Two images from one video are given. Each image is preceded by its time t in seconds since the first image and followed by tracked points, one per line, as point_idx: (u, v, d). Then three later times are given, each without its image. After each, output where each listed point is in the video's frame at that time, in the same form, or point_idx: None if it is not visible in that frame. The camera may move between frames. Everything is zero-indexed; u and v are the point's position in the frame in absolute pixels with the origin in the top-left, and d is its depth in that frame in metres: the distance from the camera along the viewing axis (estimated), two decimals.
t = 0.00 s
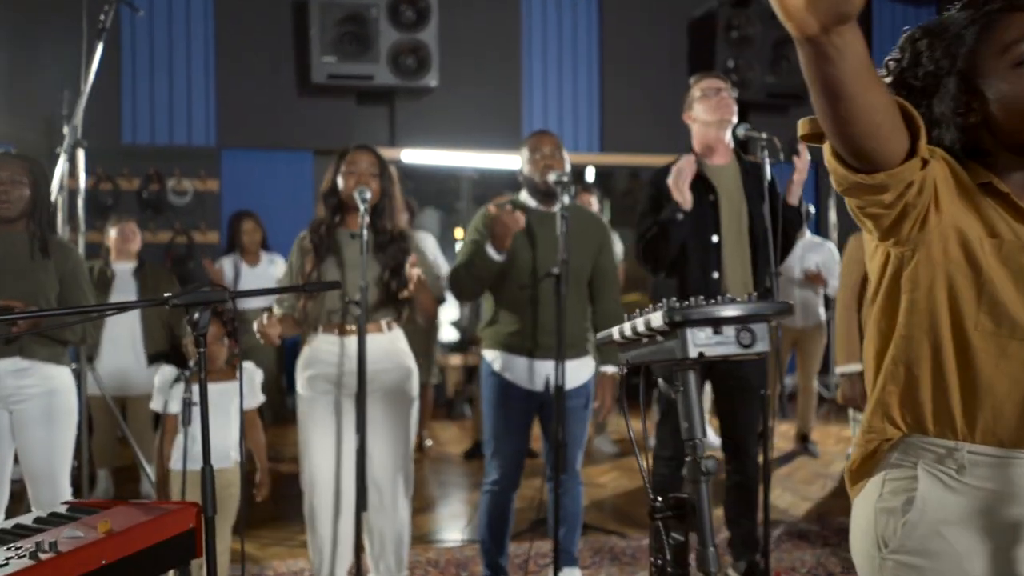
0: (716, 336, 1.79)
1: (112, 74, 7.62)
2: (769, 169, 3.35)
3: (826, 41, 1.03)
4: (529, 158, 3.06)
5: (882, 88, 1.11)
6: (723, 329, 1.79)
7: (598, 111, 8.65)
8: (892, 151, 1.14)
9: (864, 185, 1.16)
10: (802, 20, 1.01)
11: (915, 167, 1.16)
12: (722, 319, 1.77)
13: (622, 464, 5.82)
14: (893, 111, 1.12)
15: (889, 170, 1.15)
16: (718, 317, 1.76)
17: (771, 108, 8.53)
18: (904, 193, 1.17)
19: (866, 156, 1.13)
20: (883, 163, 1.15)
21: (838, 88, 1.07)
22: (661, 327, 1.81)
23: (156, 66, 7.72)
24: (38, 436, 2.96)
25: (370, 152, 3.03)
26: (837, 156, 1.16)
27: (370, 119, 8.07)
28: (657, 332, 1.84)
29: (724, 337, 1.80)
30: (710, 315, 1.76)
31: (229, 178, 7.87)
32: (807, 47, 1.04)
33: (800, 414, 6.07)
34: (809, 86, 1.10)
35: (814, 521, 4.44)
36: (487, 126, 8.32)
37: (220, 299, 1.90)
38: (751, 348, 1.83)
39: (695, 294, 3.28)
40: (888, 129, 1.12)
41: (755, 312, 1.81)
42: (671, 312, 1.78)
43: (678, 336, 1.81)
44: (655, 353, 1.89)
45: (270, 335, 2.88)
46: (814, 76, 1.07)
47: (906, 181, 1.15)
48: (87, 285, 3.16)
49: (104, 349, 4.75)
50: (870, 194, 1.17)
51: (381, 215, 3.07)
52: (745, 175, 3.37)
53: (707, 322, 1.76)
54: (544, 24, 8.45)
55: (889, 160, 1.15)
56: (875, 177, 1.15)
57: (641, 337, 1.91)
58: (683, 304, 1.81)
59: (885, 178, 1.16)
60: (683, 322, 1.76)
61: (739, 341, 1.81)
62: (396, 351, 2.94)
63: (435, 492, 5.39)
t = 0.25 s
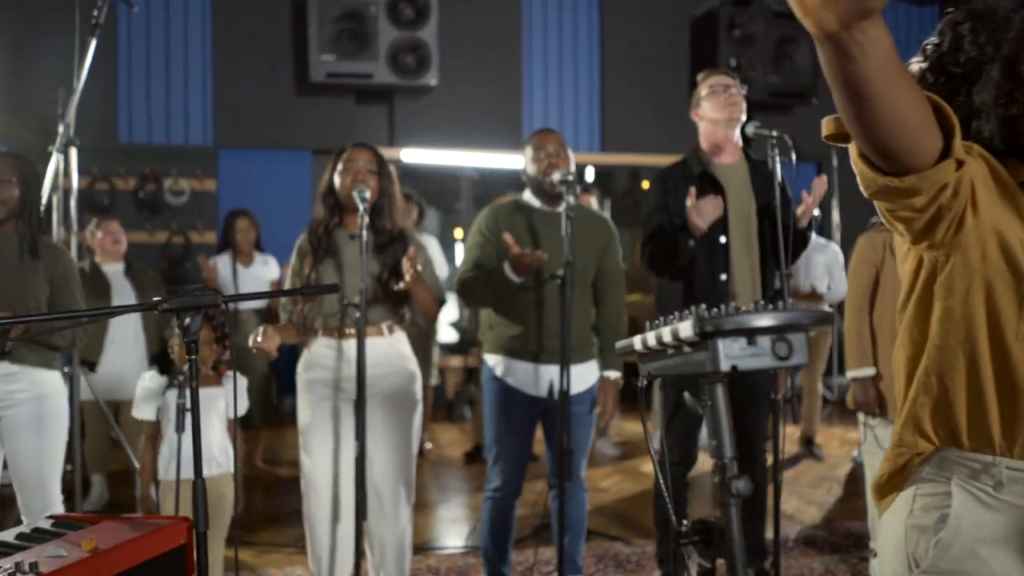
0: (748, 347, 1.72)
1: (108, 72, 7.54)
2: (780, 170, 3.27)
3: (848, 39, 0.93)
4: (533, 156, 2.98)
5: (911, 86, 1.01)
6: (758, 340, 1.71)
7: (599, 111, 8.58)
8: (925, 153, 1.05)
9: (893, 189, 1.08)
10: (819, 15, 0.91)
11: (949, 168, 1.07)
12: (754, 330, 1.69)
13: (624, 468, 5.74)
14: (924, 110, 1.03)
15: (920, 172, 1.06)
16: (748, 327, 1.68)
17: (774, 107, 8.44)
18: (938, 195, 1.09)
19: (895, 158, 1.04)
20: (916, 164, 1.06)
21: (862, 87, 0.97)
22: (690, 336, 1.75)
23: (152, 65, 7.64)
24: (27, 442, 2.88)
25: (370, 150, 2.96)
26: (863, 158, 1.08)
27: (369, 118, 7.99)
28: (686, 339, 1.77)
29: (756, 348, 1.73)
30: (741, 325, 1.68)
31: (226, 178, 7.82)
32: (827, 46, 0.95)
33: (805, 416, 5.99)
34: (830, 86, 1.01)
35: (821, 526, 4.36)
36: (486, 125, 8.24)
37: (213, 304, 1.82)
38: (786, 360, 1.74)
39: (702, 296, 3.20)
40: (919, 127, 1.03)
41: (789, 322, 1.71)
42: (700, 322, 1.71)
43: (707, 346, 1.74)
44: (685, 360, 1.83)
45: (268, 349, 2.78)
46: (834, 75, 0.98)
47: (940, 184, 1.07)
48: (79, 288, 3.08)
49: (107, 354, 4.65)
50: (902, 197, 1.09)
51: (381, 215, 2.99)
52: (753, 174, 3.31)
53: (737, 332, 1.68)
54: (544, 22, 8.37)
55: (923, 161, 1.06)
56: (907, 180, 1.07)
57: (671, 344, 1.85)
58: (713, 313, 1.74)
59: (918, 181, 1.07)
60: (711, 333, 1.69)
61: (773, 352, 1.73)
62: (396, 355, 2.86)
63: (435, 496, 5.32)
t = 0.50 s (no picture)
0: (797, 368, 1.19)
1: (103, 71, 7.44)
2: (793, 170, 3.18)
3: (884, 35, 0.82)
4: (537, 153, 2.87)
5: (953, 82, 0.90)
6: (808, 357, 1.19)
7: (600, 110, 8.48)
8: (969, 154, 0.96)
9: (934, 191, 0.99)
10: (851, 9, 0.80)
11: (999, 169, 0.98)
12: (803, 346, 1.17)
13: (627, 473, 5.64)
14: (968, 107, 0.92)
15: (966, 175, 0.97)
16: (798, 343, 1.17)
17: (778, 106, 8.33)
18: (984, 200, 1.01)
19: (937, 162, 0.95)
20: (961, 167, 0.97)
21: (899, 89, 0.86)
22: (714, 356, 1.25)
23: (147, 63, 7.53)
24: (12, 451, 2.78)
25: (368, 147, 2.85)
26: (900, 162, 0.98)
27: (368, 117, 7.88)
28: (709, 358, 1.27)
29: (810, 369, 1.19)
30: (787, 340, 1.17)
31: (223, 177, 7.73)
32: (859, 45, 0.83)
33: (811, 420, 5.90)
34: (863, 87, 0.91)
35: (829, 534, 4.27)
36: (486, 125, 8.14)
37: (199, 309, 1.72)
38: (846, 382, 1.21)
39: (711, 299, 3.10)
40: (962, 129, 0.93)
41: (851, 331, 1.18)
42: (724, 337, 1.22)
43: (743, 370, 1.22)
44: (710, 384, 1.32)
45: (263, 354, 2.68)
46: (864, 76, 0.87)
47: (987, 188, 0.98)
48: (66, 291, 2.98)
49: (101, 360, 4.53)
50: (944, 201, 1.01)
51: (382, 215, 2.88)
52: (765, 173, 3.20)
53: (781, 351, 1.17)
54: (545, 21, 8.28)
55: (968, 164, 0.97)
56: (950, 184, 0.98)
57: (694, 363, 1.35)
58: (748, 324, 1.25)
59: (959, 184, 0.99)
60: (745, 353, 1.18)
61: (828, 373, 1.20)
62: (397, 360, 2.75)
63: (434, 503, 5.22)
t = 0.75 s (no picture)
0: (856, 389, 0.90)
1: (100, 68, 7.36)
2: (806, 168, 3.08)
3: None
4: (542, 150, 2.78)
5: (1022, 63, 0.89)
6: (870, 373, 0.90)
7: (603, 109, 8.39)
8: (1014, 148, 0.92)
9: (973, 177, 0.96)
10: None
11: None
12: (863, 363, 0.88)
13: (631, 477, 5.54)
14: None
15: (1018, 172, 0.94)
16: (856, 359, 0.88)
17: (782, 105, 8.24)
18: None
19: (981, 150, 0.92)
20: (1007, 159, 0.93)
21: (961, 51, 0.85)
22: (749, 375, 0.98)
23: (145, 60, 7.45)
24: None
25: (367, 143, 2.75)
26: (947, 150, 0.95)
27: (367, 116, 7.78)
28: (743, 378, 1.00)
29: (873, 390, 0.90)
30: (841, 355, 0.88)
31: (220, 176, 7.63)
32: None
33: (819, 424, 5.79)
34: (919, 47, 0.90)
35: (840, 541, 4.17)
36: (488, 123, 8.04)
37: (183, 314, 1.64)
38: (918, 406, 0.90)
39: (719, 302, 3.01)
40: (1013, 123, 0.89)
41: (922, 343, 0.87)
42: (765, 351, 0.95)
43: (791, 391, 0.94)
44: (741, 407, 1.04)
45: (260, 356, 2.58)
46: (928, 32, 0.86)
47: None
48: (54, 293, 2.89)
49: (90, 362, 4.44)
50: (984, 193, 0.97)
51: (381, 214, 2.79)
52: (775, 171, 3.11)
53: (835, 368, 0.89)
54: (547, 18, 8.19)
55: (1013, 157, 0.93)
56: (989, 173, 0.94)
57: (719, 382, 1.07)
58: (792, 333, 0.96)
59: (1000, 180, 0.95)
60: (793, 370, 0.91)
61: (894, 394, 0.90)
62: (397, 364, 2.66)
63: (434, 508, 5.12)
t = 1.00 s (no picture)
0: (908, 413, 0.82)
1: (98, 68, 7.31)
2: (814, 169, 3.01)
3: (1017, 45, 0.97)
4: (543, 150, 2.71)
5: None
6: (925, 397, 0.82)
7: (604, 109, 8.34)
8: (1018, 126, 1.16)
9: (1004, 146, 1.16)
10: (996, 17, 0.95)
11: None
12: (921, 384, 0.80)
13: (633, 480, 5.48)
14: None
15: None
16: (915, 379, 0.79)
17: (785, 104, 8.17)
18: None
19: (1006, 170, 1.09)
20: None
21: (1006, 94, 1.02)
22: (781, 397, 0.86)
23: (143, 61, 7.40)
24: None
25: (364, 142, 2.69)
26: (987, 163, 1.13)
27: (366, 115, 7.73)
28: (771, 400, 0.88)
29: (928, 411, 0.83)
30: (895, 376, 0.79)
31: (220, 178, 7.50)
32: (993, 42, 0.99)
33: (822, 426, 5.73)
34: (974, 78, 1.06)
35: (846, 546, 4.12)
36: (487, 123, 7.98)
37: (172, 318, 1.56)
38: (976, 429, 0.85)
39: (725, 305, 2.94)
40: None
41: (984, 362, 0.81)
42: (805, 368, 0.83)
43: (832, 415, 0.83)
44: (765, 430, 0.91)
45: (256, 361, 2.51)
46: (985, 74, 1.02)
47: None
48: (46, 296, 2.83)
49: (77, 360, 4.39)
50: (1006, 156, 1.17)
51: (379, 215, 2.73)
52: (781, 171, 3.04)
53: (889, 390, 0.80)
54: (547, 18, 8.15)
55: None
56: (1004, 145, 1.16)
57: (736, 403, 0.93)
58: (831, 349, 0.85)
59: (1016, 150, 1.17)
60: (842, 394, 0.79)
61: (950, 417, 0.84)
62: (397, 368, 2.59)
63: (434, 512, 5.06)
